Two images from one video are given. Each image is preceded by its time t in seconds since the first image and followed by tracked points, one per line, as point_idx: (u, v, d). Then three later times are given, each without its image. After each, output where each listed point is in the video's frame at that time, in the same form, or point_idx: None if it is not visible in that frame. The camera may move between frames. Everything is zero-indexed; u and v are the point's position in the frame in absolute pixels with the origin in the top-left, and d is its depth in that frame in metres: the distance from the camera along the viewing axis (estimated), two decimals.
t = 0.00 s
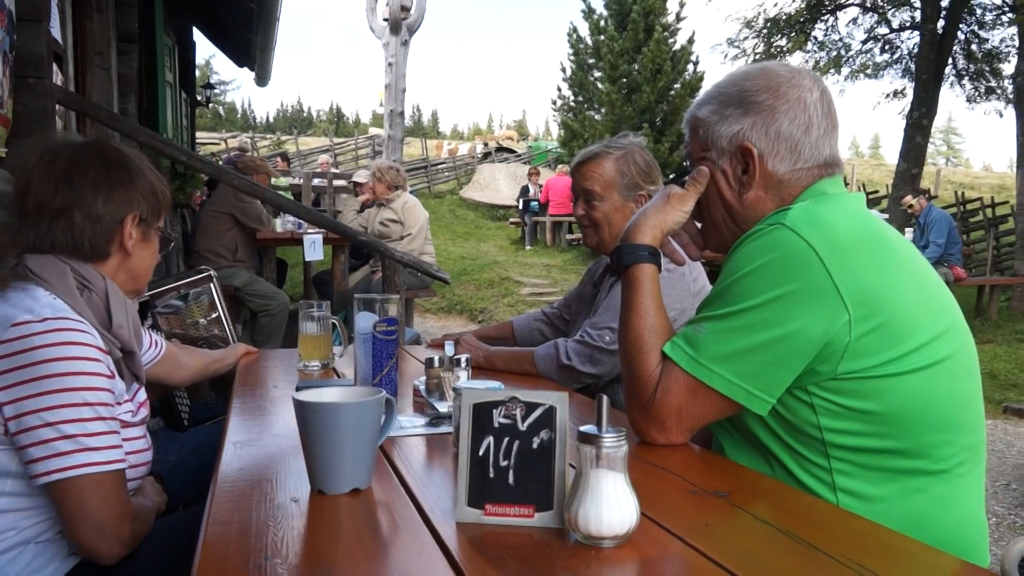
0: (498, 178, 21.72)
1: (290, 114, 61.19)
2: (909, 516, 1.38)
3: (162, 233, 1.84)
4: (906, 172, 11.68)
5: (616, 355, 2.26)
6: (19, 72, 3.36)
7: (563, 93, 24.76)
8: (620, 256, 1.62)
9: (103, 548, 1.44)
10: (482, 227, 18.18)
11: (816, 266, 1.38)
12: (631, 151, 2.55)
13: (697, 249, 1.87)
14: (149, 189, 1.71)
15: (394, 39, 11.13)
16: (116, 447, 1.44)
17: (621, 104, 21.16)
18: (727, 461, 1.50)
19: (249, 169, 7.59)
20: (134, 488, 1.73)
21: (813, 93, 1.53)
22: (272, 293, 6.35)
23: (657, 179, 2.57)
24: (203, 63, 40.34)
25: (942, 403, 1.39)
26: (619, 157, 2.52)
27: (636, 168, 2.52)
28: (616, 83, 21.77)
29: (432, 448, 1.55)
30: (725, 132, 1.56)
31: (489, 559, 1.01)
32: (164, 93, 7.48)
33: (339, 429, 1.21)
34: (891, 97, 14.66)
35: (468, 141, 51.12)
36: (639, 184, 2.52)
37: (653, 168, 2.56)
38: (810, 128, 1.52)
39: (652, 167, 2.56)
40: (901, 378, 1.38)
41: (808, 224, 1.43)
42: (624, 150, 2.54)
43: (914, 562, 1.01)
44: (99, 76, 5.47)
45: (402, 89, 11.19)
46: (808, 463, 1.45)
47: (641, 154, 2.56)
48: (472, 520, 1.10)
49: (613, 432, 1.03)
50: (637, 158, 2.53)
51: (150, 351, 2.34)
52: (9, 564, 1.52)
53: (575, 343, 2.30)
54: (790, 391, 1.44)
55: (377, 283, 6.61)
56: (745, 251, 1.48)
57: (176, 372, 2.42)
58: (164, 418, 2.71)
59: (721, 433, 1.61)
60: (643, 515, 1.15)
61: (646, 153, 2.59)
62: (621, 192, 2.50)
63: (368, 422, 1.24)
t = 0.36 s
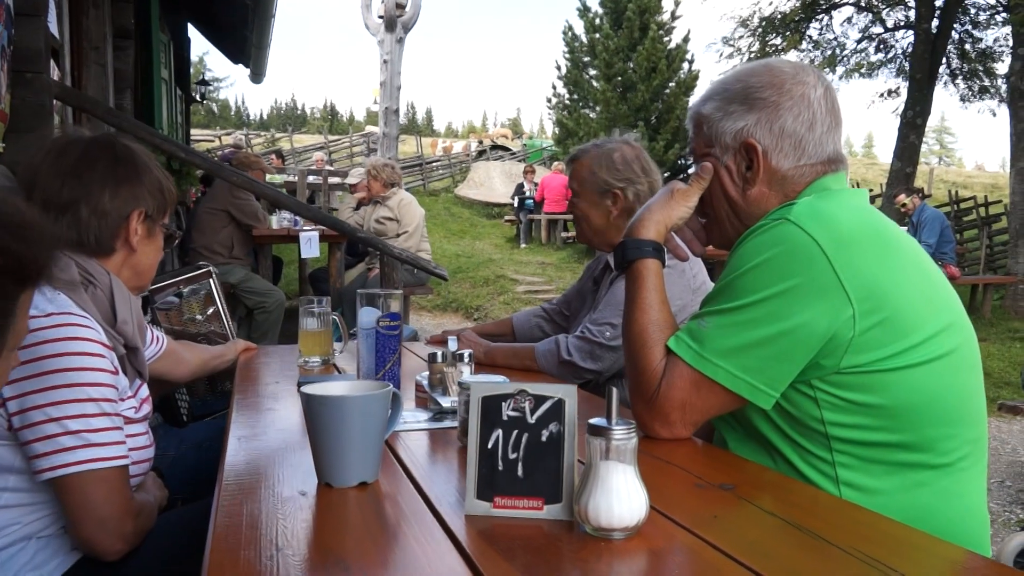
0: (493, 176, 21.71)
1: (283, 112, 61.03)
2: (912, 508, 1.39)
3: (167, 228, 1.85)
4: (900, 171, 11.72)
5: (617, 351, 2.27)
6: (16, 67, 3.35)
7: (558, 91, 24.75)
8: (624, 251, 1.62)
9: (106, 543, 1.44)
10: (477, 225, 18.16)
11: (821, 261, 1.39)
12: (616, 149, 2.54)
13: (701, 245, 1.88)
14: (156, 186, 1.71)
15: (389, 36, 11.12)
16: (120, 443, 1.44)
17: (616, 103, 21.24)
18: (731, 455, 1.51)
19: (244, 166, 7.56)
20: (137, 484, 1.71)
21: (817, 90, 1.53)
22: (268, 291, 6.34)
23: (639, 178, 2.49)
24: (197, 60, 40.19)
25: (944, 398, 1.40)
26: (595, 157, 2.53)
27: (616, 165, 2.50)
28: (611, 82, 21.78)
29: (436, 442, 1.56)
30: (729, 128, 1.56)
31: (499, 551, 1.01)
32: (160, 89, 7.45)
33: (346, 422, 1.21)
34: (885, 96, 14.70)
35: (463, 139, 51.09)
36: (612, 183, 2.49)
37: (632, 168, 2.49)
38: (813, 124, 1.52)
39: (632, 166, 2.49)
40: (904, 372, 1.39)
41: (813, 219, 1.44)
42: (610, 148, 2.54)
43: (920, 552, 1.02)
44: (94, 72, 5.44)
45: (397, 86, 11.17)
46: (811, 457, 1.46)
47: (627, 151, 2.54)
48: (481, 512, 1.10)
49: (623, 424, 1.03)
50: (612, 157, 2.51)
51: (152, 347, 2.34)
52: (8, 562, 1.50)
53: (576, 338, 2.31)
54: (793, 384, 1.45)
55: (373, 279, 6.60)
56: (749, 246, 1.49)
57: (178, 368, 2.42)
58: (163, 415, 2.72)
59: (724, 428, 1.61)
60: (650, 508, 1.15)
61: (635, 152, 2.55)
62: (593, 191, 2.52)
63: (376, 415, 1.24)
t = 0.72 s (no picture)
0: (488, 176, 21.72)
1: (278, 110, 60.93)
2: (918, 505, 1.39)
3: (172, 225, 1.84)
4: (895, 172, 11.76)
5: (617, 349, 2.26)
6: (14, 62, 3.34)
7: (554, 91, 24.76)
8: (628, 248, 1.62)
9: (108, 541, 1.38)
10: (472, 224, 18.16)
11: (826, 257, 1.40)
12: (610, 145, 2.52)
13: (704, 243, 1.89)
14: (161, 183, 1.70)
15: (385, 34, 11.11)
16: (124, 440, 1.37)
17: (611, 102, 21.28)
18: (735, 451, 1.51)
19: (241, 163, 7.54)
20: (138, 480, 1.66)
21: (822, 87, 1.54)
22: (263, 288, 6.32)
23: (625, 175, 2.46)
24: (192, 56, 40.16)
25: (947, 395, 1.41)
26: (587, 152, 2.54)
27: (604, 162, 2.48)
28: (606, 81, 21.80)
29: (440, 439, 1.55)
30: (734, 126, 1.56)
31: (511, 547, 1.01)
32: (156, 86, 7.43)
33: (353, 419, 1.21)
34: (880, 97, 14.75)
35: (458, 138, 51.04)
36: (599, 179, 2.49)
37: (619, 165, 2.46)
38: (818, 121, 1.53)
39: (619, 163, 2.47)
40: (909, 369, 1.40)
41: (819, 216, 1.44)
42: (605, 143, 2.52)
43: (931, 548, 1.02)
44: (90, 67, 5.41)
45: (393, 84, 11.15)
46: (815, 453, 1.46)
47: (621, 148, 2.51)
48: (490, 508, 1.10)
49: (634, 420, 1.04)
50: (601, 153, 2.49)
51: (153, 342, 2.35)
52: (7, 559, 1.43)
53: (576, 336, 2.31)
54: (798, 381, 1.45)
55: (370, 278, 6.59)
56: (755, 243, 1.49)
57: (178, 364, 2.42)
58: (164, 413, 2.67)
59: (728, 424, 1.62)
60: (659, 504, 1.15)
61: (630, 149, 2.51)
62: (584, 186, 2.53)
63: (383, 410, 1.24)
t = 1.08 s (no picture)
0: (482, 175, 21.72)
1: (271, 108, 60.78)
2: (920, 499, 1.40)
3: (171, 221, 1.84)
4: (886, 171, 11.81)
5: (616, 345, 2.26)
6: (8, 58, 3.32)
7: (547, 90, 24.77)
8: (631, 243, 1.62)
9: (107, 539, 1.36)
10: (466, 224, 18.14)
11: (830, 251, 1.40)
12: (604, 142, 2.51)
13: (705, 238, 1.89)
14: (165, 181, 1.70)
15: (378, 33, 11.09)
16: (124, 437, 1.36)
17: (605, 102, 21.31)
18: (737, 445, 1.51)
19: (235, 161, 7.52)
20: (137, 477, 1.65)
21: (823, 82, 1.54)
22: (258, 287, 6.29)
23: (618, 173, 2.45)
24: (184, 55, 40.04)
25: (950, 389, 1.41)
26: (583, 150, 2.54)
27: (597, 160, 2.48)
28: (599, 81, 21.81)
29: (442, 433, 1.55)
30: (735, 121, 1.56)
31: (519, 539, 1.01)
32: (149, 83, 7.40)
33: (358, 413, 1.21)
34: (872, 96, 14.81)
35: (451, 137, 50.97)
36: (594, 177, 2.49)
37: (612, 163, 2.46)
38: (820, 116, 1.53)
39: (613, 161, 2.46)
40: (911, 362, 1.40)
41: (822, 211, 1.44)
42: (600, 141, 2.52)
43: (936, 538, 1.03)
44: (84, 64, 5.38)
45: (386, 83, 11.14)
46: (818, 448, 1.46)
47: (614, 146, 2.50)
48: (497, 501, 1.11)
49: (640, 413, 1.04)
50: (595, 151, 2.49)
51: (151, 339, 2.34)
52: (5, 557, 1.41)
53: (574, 333, 2.30)
54: (800, 376, 1.45)
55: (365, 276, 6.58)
56: (757, 238, 1.49)
57: (176, 362, 2.40)
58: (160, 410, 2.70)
59: (729, 419, 1.62)
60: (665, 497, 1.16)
61: (624, 147, 2.50)
62: (580, 184, 2.54)
63: (388, 405, 1.24)
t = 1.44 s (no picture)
0: (477, 175, 21.73)
1: (265, 108, 60.67)
2: (920, 494, 1.41)
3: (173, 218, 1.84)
4: (880, 171, 11.85)
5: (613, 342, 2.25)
6: (4, 55, 3.32)
7: (542, 90, 24.79)
8: (632, 239, 1.63)
9: (109, 536, 1.36)
10: (461, 224, 18.14)
11: (830, 247, 1.41)
12: (600, 140, 2.51)
13: (706, 235, 1.89)
14: (167, 178, 1.69)
15: (373, 32, 11.09)
16: (125, 433, 1.35)
17: (600, 102, 21.33)
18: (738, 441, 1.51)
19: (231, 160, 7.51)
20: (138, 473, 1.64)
21: (824, 79, 1.55)
22: (254, 286, 6.28)
23: (612, 170, 2.45)
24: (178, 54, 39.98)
25: (950, 385, 1.42)
26: (581, 147, 2.55)
27: (592, 157, 2.49)
28: (595, 81, 21.83)
29: (443, 429, 1.55)
30: (736, 117, 1.57)
31: (524, 532, 1.01)
32: (144, 82, 7.39)
33: (361, 407, 1.21)
34: (866, 97, 14.85)
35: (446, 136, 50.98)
36: (589, 173, 2.49)
37: (606, 160, 2.45)
38: (820, 113, 1.54)
39: (607, 159, 2.46)
40: (912, 358, 1.41)
41: (823, 207, 1.45)
42: (596, 138, 2.52)
43: (938, 530, 1.03)
44: (80, 62, 5.36)
45: (381, 83, 11.13)
46: (819, 444, 1.47)
47: (610, 143, 2.49)
48: (500, 495, 1.11)
49: (644, 406, 1.05)
50: (591, 148, 2.50)
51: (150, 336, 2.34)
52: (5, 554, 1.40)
53: (571, 331, 2.30)
54: (802, 371, 1.46)
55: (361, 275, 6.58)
56: (759, 235, 1.50)
57: (175, 359, 2.39)
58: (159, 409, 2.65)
59: (730, 416, 1.62)
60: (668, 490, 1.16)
61: (619, 144, 2.48)
62: (577, 180, 2.56)
63: (391, 400, 1.24)
